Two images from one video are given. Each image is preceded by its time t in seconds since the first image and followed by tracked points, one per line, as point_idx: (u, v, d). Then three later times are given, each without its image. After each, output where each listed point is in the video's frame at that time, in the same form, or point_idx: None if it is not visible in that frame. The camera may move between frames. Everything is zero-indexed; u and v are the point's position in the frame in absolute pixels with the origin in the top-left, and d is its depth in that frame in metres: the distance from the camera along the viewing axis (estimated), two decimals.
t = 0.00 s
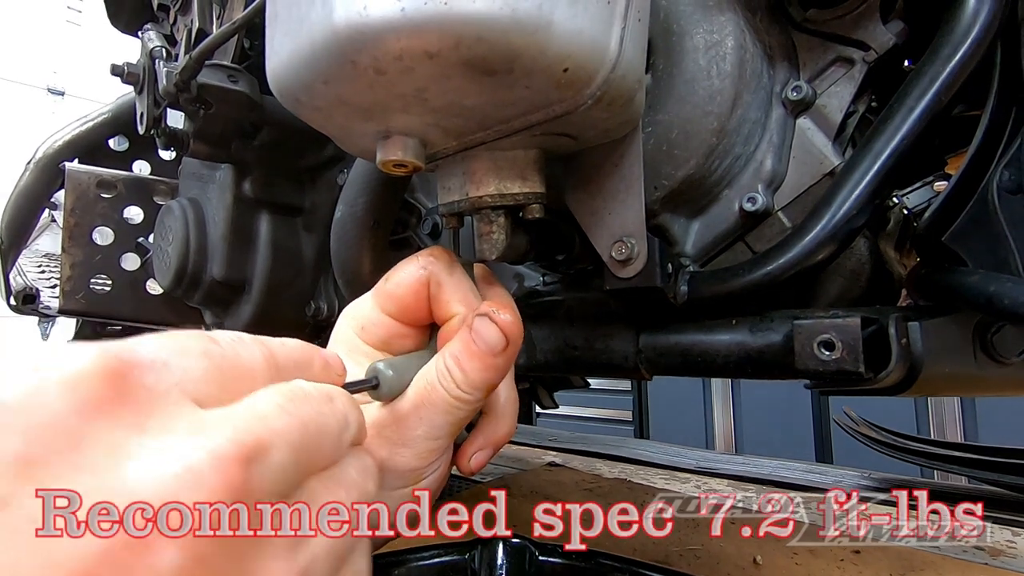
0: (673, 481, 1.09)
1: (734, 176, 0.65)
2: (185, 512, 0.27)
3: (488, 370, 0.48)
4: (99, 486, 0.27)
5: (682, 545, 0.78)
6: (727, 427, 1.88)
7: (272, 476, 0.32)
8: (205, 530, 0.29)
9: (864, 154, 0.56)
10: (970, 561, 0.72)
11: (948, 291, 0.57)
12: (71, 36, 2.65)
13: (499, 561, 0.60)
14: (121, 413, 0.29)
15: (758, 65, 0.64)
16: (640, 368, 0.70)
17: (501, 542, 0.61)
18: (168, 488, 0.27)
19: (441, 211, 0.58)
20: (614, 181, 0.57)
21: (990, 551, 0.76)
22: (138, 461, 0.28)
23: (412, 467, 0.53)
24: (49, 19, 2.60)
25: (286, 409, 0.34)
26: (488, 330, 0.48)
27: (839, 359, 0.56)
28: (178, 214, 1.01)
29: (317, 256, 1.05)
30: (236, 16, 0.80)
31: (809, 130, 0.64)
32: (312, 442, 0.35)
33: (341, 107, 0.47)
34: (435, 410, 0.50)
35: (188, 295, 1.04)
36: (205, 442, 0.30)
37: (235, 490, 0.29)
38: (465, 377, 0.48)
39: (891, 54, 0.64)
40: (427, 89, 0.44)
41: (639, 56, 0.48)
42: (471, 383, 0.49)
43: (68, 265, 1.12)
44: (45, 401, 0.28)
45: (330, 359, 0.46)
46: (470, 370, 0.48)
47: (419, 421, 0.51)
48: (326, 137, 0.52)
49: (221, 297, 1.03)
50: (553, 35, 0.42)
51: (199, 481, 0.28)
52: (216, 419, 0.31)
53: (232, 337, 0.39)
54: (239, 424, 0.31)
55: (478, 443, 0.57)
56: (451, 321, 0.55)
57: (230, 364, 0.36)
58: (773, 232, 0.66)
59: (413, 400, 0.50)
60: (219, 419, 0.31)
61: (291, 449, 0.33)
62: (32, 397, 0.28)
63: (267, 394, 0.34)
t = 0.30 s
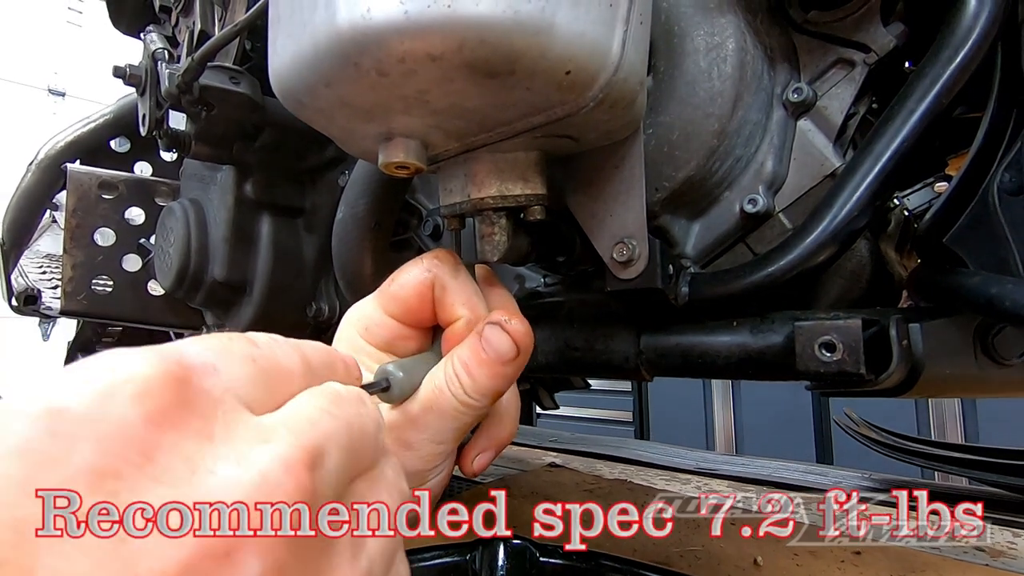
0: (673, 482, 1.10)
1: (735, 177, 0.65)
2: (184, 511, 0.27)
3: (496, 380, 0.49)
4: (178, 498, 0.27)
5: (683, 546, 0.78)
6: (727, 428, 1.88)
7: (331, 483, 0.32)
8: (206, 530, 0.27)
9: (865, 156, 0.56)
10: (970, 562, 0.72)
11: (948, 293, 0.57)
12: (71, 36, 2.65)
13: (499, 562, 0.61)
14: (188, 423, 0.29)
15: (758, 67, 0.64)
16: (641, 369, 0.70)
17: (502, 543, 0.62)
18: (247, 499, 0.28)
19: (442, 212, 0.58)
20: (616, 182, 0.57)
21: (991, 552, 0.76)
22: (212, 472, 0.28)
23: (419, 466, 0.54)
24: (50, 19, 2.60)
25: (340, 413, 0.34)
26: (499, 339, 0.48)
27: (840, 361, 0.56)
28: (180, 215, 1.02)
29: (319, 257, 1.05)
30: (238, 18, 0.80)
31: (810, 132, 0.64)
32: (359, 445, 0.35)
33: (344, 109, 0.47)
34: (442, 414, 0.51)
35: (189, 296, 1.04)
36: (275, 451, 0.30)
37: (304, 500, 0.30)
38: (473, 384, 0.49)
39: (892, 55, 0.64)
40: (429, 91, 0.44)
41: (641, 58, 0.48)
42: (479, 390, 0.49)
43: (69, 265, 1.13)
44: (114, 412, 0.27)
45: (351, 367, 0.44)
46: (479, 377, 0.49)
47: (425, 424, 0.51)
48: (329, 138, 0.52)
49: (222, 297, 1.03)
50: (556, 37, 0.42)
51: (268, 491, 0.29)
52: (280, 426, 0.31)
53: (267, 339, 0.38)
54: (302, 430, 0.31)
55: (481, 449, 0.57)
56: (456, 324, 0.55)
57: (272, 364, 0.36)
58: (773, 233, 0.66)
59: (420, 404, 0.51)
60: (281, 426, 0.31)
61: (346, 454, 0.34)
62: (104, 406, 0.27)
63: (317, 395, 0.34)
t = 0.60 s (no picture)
0: (674, 482, 1.09)
1: (736, 177, 0.65)
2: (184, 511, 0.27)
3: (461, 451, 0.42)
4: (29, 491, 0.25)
5: (684, 547, 0.78)
6: (727, 428, 1.88)
7: (239, 494, 0.30)
8: (206, 531, 0.28)
9: (866, 156, 0.56)
10: (972, 562, 0.71)
11: (949, 293, 0.57)
12: (72, 36, 2.65)
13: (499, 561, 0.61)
14: (73, 417, 0.27)
15: (759, 66, 0.64)
16: (641, 369, 0.70)
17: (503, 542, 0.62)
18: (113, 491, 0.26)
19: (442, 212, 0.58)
20: (617, 181, 0.57)
21: (992, 552, 0.76)
22: (84, 471, 0.26)
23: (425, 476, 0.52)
24: (50, 19, 2.60)
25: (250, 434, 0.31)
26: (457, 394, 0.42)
27: (840, 361, 0.56)
28: (180, 215, 1.01)
29: (318, 258, 1.05)
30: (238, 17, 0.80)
31: (811, 131, 0.64)
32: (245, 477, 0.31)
33: (342, 109, 0.47)
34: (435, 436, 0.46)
35: (188, 296, 1.04)
36: (155, 462, 0.28)
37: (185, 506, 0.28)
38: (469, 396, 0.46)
39: (892, 55, 0.64)
40: (428, 90, 0.44)
41: (640, 57, 0.48)
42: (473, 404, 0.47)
43: (69, 265, 1.12)
44: None
45: (306, 435, 0.38)
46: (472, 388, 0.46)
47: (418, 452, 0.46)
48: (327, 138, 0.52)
49: (222, 297, 1.03)
50: (554, 36, 0.42)
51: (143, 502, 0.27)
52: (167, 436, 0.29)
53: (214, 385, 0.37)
54: (192, 442, 0.29)
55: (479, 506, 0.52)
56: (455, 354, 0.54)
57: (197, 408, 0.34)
58: (773, 233, 0.65)
59: (381, 419, 0.46)
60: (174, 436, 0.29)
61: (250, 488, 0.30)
62: None
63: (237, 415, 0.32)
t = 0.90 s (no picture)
0: (674, 482, 1.10)
1: (737, 177, 0.65)
2: (184, 511, 0.28)
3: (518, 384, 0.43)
4: (138, 344, 0.31)
5: (683, 547, 0.78)
6: (727, 428, 1.88)
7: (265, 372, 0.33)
8: (206, 531, 0.29)
9: (867, 156, 0.56)
10: (971, 562, 0.71)
11: (950, 293, 0.57)
12: (73, 35, 2.65)
13: (499, 562, 0.61)
14: (168, 294, 0.35)
15: (760, 66, 0.64)
16: (641, 368, 0.70)
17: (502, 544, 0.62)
18: (208, 348, 0.32)
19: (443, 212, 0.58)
20: (617, 180, 0.57)
21: (991, 552, 0.76)
22: (180, 326, 0.33)
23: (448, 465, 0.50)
24: (50, 18, 2.59)
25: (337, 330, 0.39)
26: (543, 315, 0.48)
27: (840, 361, 0.56)
28: (180, 214, 1.01)
29: (319, 257, 1.05)
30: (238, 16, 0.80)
31: (811, 132, 0.64)
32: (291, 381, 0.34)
33: (343, 109, 0.47)
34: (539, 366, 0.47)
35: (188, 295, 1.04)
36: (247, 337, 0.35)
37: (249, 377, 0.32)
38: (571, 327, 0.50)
39: (893, 55, 0.64)
40: (429, 90, 0.44)
41: (641, 57, 0.48)
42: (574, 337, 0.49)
43: (69, 264, 1.12)
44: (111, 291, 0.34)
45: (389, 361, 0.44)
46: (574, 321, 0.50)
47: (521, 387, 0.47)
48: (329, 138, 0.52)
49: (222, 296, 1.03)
50: (555, 36, 0.42)
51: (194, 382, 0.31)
52: (266, 321, 0.37)
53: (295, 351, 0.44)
54: (274, 327, 0.37)
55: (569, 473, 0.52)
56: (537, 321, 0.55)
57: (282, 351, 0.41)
58: (774, 233, 0.66)
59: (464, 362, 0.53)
60: (259, 321, 0.36)
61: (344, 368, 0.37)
62: (81, 298, 0.33)
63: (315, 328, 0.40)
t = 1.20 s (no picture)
0: (674, 481, 1.09)
1: (737, 177, 0.65)
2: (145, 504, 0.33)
3: (495, 320, 0.40)
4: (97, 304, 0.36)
5: (682, 546, 0.79)
6: (728, 428, 1.88)
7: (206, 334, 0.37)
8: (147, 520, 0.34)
9: (866, 156, 0.56)
10: (970, 562, 0.71)
11: (950, 293, 0.57)
12: (73, 34, 2.64)
13: (498, 560, 0.60)
14: (136, 275, 0.40)
15: (760, 66, 0.64)
16: (640, 367, 0.70)
17: (502, 543, 0.61)
18: (153, 308, 0.37)
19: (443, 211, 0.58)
20: (617, 179, 0.57)
21: (990, 553, 0.76)
22: (135, 293, 0.38)
23: (448, 467, 0.50)
24: (51, 16, 2.59)
25: (296, 300, 0.43)
26: (518, 292, 0.46)
27: (840, 360, 0.56)
28: (179, 213, 1.01)
29: (318, 256, 1.05)
30: (238, 15, 0.80)
31: (812, 131, 0.64)
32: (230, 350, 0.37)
33: (342, 107, 0.47)
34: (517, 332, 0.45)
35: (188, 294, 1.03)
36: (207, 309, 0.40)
37: (190, 339, 0.36)
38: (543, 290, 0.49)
39: (893, 54, 0.64)
40: (428, 88, 0.44)
41: (640, 56, 0.48)
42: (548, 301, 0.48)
43: (69, 262, 1.12)
44: (92, 272, 0.40)
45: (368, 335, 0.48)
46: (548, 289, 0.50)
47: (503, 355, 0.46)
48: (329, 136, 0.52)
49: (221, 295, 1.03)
50: (554, 35, 0.42)
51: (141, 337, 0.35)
52: (224, 295, 0.41)
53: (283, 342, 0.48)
54: (235, 300, 0.41)
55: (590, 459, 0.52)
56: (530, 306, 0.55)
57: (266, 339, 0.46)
58: (774, 233, 0.66)
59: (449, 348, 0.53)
60: (218, 295, 0.41)
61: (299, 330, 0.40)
62: (68, 280, 0.40)
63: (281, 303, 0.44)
